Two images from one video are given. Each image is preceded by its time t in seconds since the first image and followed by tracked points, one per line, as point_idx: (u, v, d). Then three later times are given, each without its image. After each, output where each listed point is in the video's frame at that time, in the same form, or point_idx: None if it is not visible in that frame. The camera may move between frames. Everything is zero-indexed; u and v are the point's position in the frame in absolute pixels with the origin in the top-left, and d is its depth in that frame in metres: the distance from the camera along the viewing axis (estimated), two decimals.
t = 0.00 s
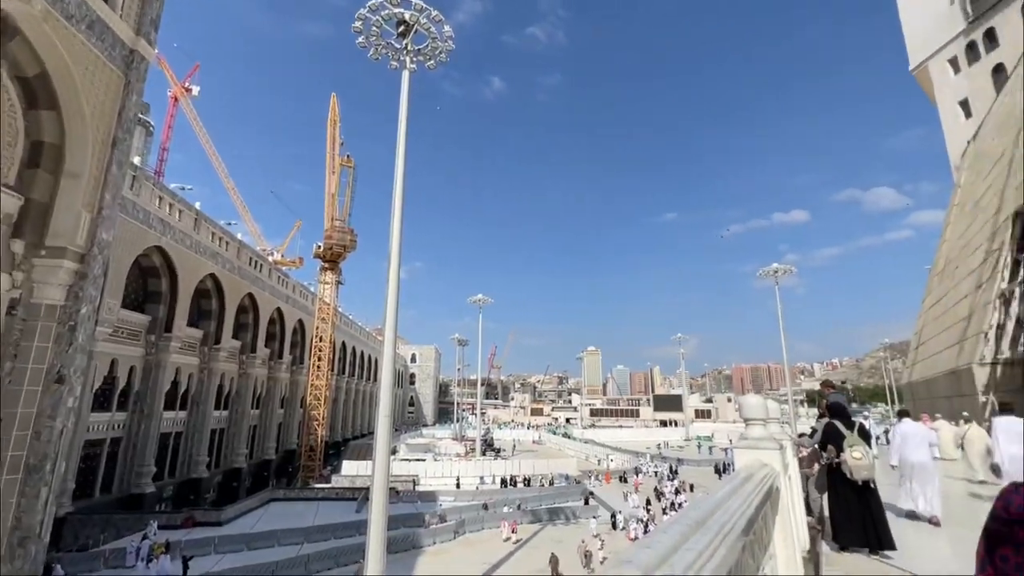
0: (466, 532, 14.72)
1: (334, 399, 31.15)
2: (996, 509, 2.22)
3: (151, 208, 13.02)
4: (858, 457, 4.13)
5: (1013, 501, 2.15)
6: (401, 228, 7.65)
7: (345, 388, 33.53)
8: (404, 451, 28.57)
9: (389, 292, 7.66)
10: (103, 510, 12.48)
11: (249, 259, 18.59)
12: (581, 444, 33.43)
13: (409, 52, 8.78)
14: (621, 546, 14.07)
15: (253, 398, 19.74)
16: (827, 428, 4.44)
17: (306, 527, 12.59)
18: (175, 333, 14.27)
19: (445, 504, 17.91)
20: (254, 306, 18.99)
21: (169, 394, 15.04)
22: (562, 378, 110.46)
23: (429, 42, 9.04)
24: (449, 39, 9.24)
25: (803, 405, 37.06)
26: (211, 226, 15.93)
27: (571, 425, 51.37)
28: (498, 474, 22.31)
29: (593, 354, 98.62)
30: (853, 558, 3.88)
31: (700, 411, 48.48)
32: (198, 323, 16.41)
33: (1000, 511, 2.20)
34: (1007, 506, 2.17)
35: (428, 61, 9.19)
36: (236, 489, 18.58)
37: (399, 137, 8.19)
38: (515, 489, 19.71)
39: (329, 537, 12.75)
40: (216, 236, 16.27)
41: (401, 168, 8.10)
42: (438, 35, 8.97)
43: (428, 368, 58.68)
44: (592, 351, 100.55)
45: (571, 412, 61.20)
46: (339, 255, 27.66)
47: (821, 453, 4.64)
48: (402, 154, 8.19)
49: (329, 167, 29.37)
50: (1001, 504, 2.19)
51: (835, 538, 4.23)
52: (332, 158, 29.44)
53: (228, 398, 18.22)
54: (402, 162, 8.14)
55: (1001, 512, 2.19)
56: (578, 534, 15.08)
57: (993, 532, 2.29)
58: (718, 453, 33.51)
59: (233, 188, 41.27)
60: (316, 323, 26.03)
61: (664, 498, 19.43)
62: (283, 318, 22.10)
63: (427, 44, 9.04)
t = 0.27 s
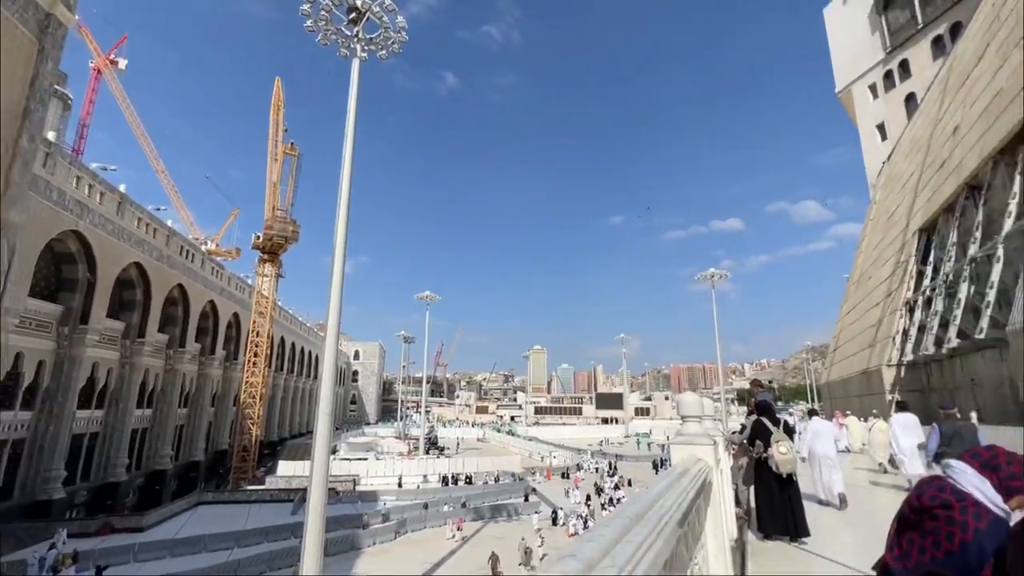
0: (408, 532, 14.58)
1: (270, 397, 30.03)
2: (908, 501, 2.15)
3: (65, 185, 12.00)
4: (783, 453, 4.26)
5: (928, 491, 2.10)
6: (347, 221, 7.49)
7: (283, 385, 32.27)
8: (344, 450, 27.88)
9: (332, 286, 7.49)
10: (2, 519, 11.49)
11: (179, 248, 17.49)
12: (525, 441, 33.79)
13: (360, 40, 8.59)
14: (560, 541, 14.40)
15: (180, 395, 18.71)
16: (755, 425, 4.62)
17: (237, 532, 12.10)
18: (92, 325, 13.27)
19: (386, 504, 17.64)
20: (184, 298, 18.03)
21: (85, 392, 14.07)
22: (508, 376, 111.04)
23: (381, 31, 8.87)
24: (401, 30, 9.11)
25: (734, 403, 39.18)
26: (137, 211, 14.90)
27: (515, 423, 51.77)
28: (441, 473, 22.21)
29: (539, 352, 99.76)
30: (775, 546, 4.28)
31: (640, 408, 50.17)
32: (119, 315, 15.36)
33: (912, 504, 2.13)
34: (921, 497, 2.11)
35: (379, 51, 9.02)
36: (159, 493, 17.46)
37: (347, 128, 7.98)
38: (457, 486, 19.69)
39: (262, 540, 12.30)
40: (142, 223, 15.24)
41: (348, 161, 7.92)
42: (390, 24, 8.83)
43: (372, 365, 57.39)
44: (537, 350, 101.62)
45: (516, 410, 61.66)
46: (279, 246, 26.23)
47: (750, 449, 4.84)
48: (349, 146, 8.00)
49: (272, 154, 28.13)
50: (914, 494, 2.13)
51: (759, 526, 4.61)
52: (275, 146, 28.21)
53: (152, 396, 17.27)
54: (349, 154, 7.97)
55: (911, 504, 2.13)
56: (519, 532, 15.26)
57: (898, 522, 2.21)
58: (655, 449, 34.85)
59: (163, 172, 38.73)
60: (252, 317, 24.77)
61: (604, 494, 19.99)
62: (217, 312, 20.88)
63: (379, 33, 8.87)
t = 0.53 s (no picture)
0: (345, 533, 14.32)
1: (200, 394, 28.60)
2: (831, 493, 2.06)
3: None
4: (717, 448, 4.55)
5: (849, 483, 2.00)
6: (290, 211, 7.25)
7: (214, 382, 30.66)
8: (281, 450, 26.88)
9: (272, 278, 7.24)
10: None
11: (99, 234, 16.13)
12: (469, 439, 33.80)
13: (308, 23, 8.32)
14: (500, 538, 14.55)
15: (97, 392, 17.41)
16: (691, 422, 4.89)
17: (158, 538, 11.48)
18: None
19: (323, 505, 17.19)
20: (103, 288, 16.53)
21: None
22: (454, 374, 110.50)
23: (331, 16, 8.63)
24: (352, 17, 8.92)
25: (671, 400, 40.84)
26: (48, 190, 13.29)
27: (460, 420, 51.64)
28: (382, 472, 21.89)
29: (485, 350, 99.87)
30: (705, 535, 4.58)
31: (583, 406, 51.32)
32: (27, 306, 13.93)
33: (834, 497, 2.04)
34: (843, 490, 2.02)
35: (329, 36, 8.78)
36: (69, 498, 16.32)
37: (292, 114, 7.72)
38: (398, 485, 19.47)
39: (187, 547, 11.71)
40: (57, 205, 13.73)
41: (292, 150, 7.66)
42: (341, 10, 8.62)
43: (313, 362, 55.55)
44: (484, 348, 101.67)
45: (461, 408, 61.53)
46: (214, 236, 24.93)
47: (684, 444, 5.13)
48: (293, 133, 7.74)
49: (208, 137, 26.59)
50: (837, 487, 2.04)
51: (691, 517, 4.88)
52: (211, 129, 26.67)
53: (63, 393, 16.00)
54: (293, 142, 7.70)
55: (834, 496, 2.04)
56: (460, 530, 15.31)
57: (820, 510, 2.14)
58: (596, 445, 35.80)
59: (83, 150, 35.78)
60: (182, 309, 23.26)
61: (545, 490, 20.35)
62: (140, 303, 19.42)
63: (329, 18, 8.62)
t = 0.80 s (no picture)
0: (280, 536, 13.88)
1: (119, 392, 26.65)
2: (756, 481, 2.22)
3: None
4: (655, 444, 4.78)
5: (774, 471, 2.16)
6: (227, 199, 6.93)
7: (137, 379, 28.67)
8: (210, 450, 25.54)
9: (207, 269, 6.91)
10: None
11: (5, 217, 14.67)
12: (412, 437, 33.41)
13: (252, 3, 7.97)
14: (442, 538, 14.51)
15: None
16: (632, 419, 5.11)
17: (69, 548, 10.66)
18: None
19: (256, 508, 16.51)
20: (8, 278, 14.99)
21: None
22: (398, 371, 108.66)
23: None
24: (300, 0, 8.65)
25: (613, 398, 42.04)
26: None
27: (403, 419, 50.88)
28: (321, 473, 21.29)
29: (431, 348, 98.90)
30: (642, 528, 4.77)
31: (527, 404, 51.89)
32: None
33: (759, 484, 2.19)
34: (767, 477, 2.17)
35: (274, 18, 8.45)
36: None
37: (231, 100, 7.37)
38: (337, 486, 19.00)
39: (101, 556, 10.96)
40: None
41: (231, 135, 7.32)
42: None
43: (248, 359, 53.06)
44: (430, 345, 100.64)
45: (405, 406, 60.67)
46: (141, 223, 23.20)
47: (624, 441, 5.32)
48: (233, 119, 7.40)
49: (136, 117, 24.80)
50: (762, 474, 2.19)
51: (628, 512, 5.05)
52: (140, 107, 24.89)
53: None
54: (231, 127, 7.36)
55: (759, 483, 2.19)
56: (401, 531, 15.14)
57: (747, 500, 2.28)
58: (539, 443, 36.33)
59: None
60: (102, 299, 21.48)
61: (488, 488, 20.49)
62: (53, 293, 17.86)
63: None
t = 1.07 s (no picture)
0: (214, 543, 13.26)
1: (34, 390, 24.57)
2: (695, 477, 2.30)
3: None
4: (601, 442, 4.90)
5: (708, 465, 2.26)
6: (162, 186, 6.56)
7: (55, 375, 26.55)
8: (138, 453, 24.04)
9: (139, 259, 6.53)
10: None
11: None
12: (359, 437, 32.69)
13: None
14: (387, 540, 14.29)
15: None
16: (578, 418, 5.18)
17: None
18: None
19: (189, 512, 15.70)
20: None
21: None
22: (345, 369, 105.91)
23: None
24: None
25: (561, 397, 42.67)
26: None
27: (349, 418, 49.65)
28: (260, 475, 20.49)
29: (381, 346, 97.00)
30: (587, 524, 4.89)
31: (477, 403, 51.83)
32: None
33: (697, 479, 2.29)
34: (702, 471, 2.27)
35: None
36: None
37: (169, 80, 6.98)
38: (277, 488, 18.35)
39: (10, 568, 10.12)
40: None
41: (167, 118, 6.92)
42: None
43: (183, 355, 50.24)
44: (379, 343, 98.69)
45: (352, 405, 59.23)
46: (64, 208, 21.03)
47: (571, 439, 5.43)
48: (171, 102, 7.01)
49: (59, 92, 22.89)
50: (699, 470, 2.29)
51: (574, 508, 5.17)
52: (63, 82, 22.99)
53: None
54: (169, 110, 6.97)
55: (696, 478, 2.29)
56: (344, 533, 14.80)
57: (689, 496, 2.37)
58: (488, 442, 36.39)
59: None
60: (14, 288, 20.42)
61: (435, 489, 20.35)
62: None
63: None
